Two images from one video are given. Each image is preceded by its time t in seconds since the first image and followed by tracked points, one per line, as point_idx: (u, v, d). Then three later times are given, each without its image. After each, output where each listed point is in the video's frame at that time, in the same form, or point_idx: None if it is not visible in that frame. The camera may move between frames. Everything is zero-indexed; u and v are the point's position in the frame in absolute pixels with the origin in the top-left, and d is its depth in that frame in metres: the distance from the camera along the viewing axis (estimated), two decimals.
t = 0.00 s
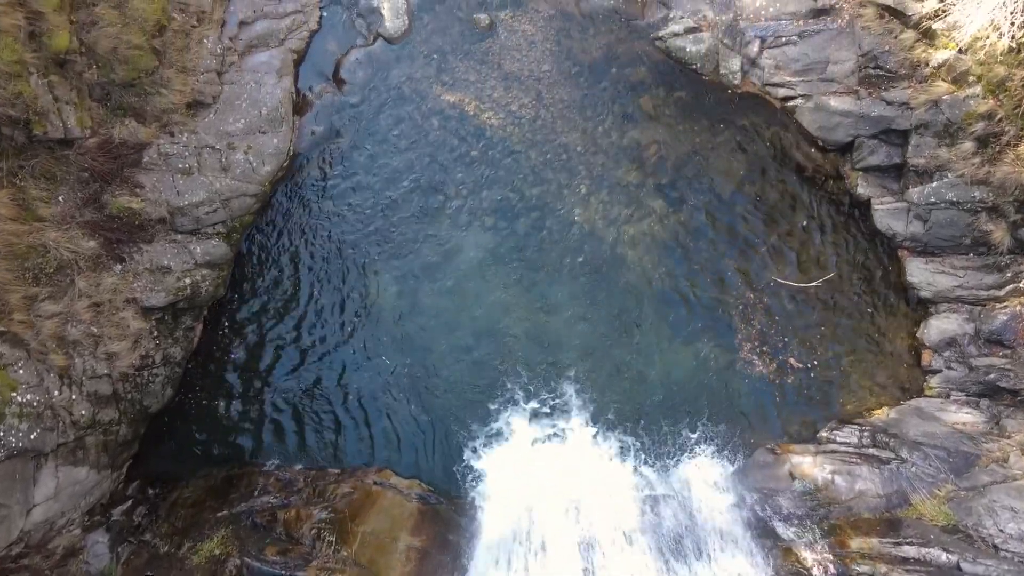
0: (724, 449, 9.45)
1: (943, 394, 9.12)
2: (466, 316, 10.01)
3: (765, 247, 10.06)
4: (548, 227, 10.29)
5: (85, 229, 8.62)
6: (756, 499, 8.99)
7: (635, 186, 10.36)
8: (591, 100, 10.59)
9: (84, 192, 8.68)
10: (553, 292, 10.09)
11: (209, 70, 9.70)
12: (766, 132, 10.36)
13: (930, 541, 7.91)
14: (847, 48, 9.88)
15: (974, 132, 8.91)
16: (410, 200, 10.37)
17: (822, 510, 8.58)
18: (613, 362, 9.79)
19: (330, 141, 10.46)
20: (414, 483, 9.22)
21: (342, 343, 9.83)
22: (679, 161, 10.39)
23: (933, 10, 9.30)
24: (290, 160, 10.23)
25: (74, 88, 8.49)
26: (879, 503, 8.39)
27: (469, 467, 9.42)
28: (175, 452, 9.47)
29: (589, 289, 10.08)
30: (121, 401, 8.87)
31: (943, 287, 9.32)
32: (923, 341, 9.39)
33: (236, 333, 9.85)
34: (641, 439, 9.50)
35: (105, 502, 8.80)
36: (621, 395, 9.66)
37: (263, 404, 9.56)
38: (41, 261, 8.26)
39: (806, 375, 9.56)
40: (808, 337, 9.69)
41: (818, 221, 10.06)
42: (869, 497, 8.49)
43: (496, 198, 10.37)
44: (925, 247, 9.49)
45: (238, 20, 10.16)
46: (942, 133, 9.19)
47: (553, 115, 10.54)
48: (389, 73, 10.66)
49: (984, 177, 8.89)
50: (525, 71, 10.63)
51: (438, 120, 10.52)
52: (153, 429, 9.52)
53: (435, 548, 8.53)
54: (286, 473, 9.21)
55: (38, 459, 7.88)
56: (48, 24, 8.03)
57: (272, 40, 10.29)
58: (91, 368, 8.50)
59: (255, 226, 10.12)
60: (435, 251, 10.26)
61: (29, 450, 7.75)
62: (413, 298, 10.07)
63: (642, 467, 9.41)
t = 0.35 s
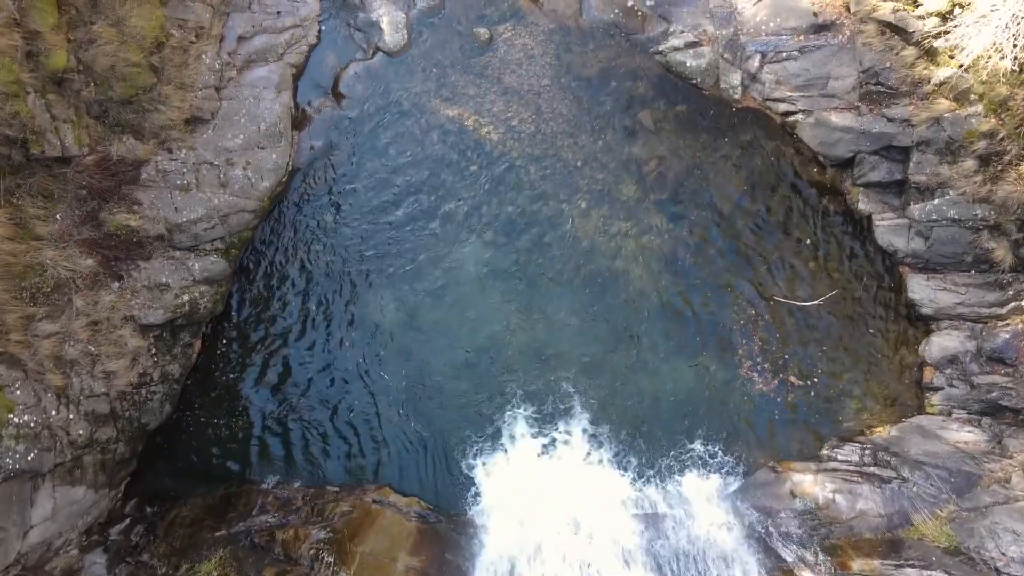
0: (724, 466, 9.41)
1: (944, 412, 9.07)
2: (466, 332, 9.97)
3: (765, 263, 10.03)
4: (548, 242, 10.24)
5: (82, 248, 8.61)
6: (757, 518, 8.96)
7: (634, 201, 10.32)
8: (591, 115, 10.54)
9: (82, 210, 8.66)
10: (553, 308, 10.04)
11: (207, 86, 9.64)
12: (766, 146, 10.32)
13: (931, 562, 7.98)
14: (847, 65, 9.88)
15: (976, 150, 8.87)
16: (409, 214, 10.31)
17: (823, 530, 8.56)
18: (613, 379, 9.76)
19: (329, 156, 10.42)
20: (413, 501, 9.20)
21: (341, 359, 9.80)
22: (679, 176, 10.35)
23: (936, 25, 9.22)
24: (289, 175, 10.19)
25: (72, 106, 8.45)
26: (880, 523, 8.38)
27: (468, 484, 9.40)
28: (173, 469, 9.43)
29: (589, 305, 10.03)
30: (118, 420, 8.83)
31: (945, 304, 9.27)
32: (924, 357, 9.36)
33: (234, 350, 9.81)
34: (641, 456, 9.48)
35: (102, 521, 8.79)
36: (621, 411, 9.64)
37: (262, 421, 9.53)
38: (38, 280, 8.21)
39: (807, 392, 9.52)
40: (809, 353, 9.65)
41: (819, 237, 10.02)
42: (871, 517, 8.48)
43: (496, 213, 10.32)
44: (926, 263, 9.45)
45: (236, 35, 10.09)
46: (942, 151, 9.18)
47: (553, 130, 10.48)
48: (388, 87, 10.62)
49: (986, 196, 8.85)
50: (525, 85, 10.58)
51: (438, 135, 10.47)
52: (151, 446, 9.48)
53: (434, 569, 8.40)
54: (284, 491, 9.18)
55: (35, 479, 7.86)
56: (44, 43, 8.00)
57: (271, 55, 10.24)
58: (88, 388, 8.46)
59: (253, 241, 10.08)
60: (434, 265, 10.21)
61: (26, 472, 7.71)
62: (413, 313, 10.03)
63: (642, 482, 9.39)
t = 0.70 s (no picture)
0: (723, 485, 9.36)
1: (945, 430, 9.03)
2: (466, 348, 9.92)
3: (766, 280, 9.97)
4: (548, 258, 10.18)
5: (79, 266, 8.58)
6: (759, 537, 8.92)
7: (635, 217, 10.27)
8: (591, 130, 10.49)
9: (80, 228, 8.64)
10: (553, 324, 9.99)
11: (205, 103, 9.59)
12: (767, 162, 10.27)
13: None
14: (848, 82, 9.83)
15: (978, 169, 8.87)
16: (408, 229, 10.27)
17: (825, 550, 8.55)
18: (614, 396, 9.71)
19: (328, 171, 10.37)
20: (414, 519, 9.16)
21: (341, 376, 9.75)
22: (680, 191, 10.31)
23: (937, 43, 9.24)
24: (287, 191, 10.14)
25: (69, 125, 8.40)
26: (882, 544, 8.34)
27: (468, 502, 9.35)
28: (171, 488, 9.39)
29: (588, 321, 9.97)
30: (116, 439, 8.77)
31: (946, 322, 9.24)
32: (925, 375, 9.30)
33: (232, 367, 9.76)
34: (640, 474, 9.43)
35: (100, 541, 8.73)
36: (623, 429, 9.59)
37: (261, 439, 9.48)
38: (35, 300, 8.21)
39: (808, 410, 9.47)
40: (810, 371, 9.60)
41: (820, 253, 9.97)
42: (872, 538, 8.45)
43: (495, 229, 10.27)
44: (927, 281, 9.40)
45: (235, 50, 10.04)
46: (944, 169, 9.15)
47: (553, 145, 10.43)
48: (387, 102, 10.57)
49: (988, 215, 8.86)
50: (525, 100, 10.54)
51: (437, 150, 10.42)
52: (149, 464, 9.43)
53: None
54: (283, 511, 9.13)
55: (32, 501, 7.84)
56: (41, 63, 7.94)
57: (269, 70, 10.20)
58: (85, 408, 8.42)
59: (252, 257, 10.03)
60: (434, 281, 10.15)
61: (22, 493, 7.69)
62: (413, 329, 9.98)
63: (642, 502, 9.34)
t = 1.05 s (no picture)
0: (724, 505, 9.31)
1: (948, 450, 9.02)
2: (467, 366, 9.87)
3: (767, 297, 9.92)
4: (548, 274, 10.12)
5: (76, 286, 8.54)
6: (760, 558, 8.85)
7: (635, 233, 10.20)
8: (591, 146, 10.45)
9: (77, 248, 8.60)
10: (552, 340, 9.93)
11: (204, 120, 9.55)
12: (768, 178, 10.23)
13: None
14: (851, 99, 9.75)
15: (980, 189, 8.82)
16: (407, 246, 10.20)
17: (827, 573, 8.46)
18: (614, 414, 9.66)
19: (327, 188, 10.33)
20: (414, 539, 9.12)
21: (341, 394, 9.71)
22: (681, 207, 10.25)
23: (938, 64, 9.14)
24: (286, 207, 10.11)
25: (67, 144, 8.37)
26: (884, 567, 8.28)
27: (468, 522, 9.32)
28: (168, 507, 9.33)
29: (588, 338, 9.92)
30: (113, 459, 8.73)
31: (949, 340, 9.21)
32: (928, 394, 9.28)
33: (231, 385, 9.71)
34: (640, 494, 9.39)
35: (98, 561, 8.70)
36: (624, 446, 9.55)
37: (260, 458, 9.43)
38: (32, 321, 8.16)
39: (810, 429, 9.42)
40: (812, 389, 9.55)
41: (822, 270, 9.91)
42: (873, 560, 8.38)
43: (495, 245, 10.21)
44: (929, 298, 9.38)
45: (233, 66, 10.01)
46: (947, 188, 9.11)
47: (553, 161, 10.38)
48: (387, 118, 10.55)
49: (990, 235, 8.83)
50: (525, 116, 10.50)
51: (436, 166, 10.37)
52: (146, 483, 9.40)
53: None
54: (283, 531, 9.07)
55: (29, 524, 7.83)
56: (39, 84, 7.90)
57: (268, 86, 10.17)
58: (83, 428, 8.41)
59: (251, 274, 9.98)
60: (434, 298, 10.08)
61: (19, 517, 7.71)
62: (413, 346, 9.93)
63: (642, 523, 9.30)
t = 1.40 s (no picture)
0: (724, 525, 9.27)
1: (949, 469, 8.98)
2: (467, 384, 9.81)
3: (770, 315, 9.85)
4: (548, 291, 10.05)
5: (74, 307, 8.49)
6: None
7: (635, 249, 10.14)
8: (591, 162, 10.40)
9: (75, 267, 8.56)
10: (552, 358, 9.87)
11: (202, 138, 9.51)
12: (769, 195, 10.18)
13: None
14: (852, 116, 9.76)
15: (982, 210, 8.81)
16: (407, 263, 10.14)
17: None
18: (615, 433, 9.60)
19: (326, 205, 10.27)
20: (414, 559, 9.09)
21: (340, 412, 9.65)
22: (681, 224, 10.20)
23: (940, 85, 9.10)
24: (285, 225, 10.05)
25: (65, 164, 8.34)
26: None
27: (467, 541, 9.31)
28: (167, 526, 9.30)
29: (589, 356, 9.85)
30: (111, 479, 8.68)
31: (950, 359, 9.18)
32: (929, 413, 9.23)
33: (229, 404, 9.63)
34: (640, 515, 9.35)
35: None
36: (627, 465, 9.49)
37: (259, 477, 9.38)
38: (28, 343, 8.14)
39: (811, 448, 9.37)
40: (813, 408, 9.50)
41: (823, 287, 9.85)
42: None
43: (495, 262, 10.15)
44: (931, 317, 9.36)
45: (232, 83, 9.97)
46: (948, 208, 9.11)
47: (553, 177, 10.33)
48: (386, 133, 10.51)
49: (992, 256, 8.82)
50: (525, 132, 10.45)
51: (435, 182, 10.32)
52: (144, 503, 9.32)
53: None
54: (280, 552, 9.02)
55: (26, 547, 7.83)
56: (35, 106, 7.88)
57: (266, 103, 10.12)
58: (80, 450, 8.37)
59: (249, 292, 9.91)
60: (434, 315, 10.01)
61: (16, 540, 7.74)
62: (412, 364, 9.86)
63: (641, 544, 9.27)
